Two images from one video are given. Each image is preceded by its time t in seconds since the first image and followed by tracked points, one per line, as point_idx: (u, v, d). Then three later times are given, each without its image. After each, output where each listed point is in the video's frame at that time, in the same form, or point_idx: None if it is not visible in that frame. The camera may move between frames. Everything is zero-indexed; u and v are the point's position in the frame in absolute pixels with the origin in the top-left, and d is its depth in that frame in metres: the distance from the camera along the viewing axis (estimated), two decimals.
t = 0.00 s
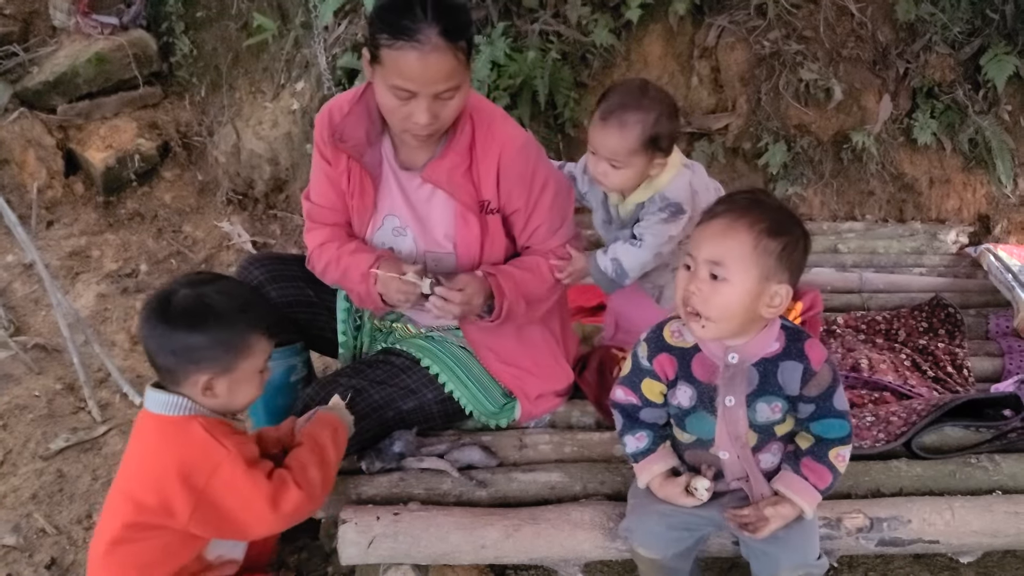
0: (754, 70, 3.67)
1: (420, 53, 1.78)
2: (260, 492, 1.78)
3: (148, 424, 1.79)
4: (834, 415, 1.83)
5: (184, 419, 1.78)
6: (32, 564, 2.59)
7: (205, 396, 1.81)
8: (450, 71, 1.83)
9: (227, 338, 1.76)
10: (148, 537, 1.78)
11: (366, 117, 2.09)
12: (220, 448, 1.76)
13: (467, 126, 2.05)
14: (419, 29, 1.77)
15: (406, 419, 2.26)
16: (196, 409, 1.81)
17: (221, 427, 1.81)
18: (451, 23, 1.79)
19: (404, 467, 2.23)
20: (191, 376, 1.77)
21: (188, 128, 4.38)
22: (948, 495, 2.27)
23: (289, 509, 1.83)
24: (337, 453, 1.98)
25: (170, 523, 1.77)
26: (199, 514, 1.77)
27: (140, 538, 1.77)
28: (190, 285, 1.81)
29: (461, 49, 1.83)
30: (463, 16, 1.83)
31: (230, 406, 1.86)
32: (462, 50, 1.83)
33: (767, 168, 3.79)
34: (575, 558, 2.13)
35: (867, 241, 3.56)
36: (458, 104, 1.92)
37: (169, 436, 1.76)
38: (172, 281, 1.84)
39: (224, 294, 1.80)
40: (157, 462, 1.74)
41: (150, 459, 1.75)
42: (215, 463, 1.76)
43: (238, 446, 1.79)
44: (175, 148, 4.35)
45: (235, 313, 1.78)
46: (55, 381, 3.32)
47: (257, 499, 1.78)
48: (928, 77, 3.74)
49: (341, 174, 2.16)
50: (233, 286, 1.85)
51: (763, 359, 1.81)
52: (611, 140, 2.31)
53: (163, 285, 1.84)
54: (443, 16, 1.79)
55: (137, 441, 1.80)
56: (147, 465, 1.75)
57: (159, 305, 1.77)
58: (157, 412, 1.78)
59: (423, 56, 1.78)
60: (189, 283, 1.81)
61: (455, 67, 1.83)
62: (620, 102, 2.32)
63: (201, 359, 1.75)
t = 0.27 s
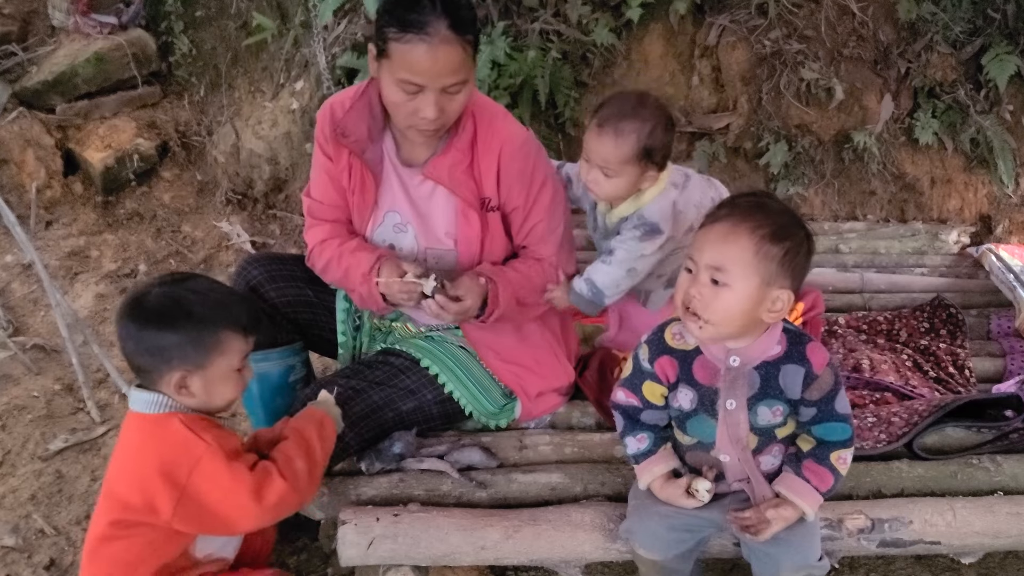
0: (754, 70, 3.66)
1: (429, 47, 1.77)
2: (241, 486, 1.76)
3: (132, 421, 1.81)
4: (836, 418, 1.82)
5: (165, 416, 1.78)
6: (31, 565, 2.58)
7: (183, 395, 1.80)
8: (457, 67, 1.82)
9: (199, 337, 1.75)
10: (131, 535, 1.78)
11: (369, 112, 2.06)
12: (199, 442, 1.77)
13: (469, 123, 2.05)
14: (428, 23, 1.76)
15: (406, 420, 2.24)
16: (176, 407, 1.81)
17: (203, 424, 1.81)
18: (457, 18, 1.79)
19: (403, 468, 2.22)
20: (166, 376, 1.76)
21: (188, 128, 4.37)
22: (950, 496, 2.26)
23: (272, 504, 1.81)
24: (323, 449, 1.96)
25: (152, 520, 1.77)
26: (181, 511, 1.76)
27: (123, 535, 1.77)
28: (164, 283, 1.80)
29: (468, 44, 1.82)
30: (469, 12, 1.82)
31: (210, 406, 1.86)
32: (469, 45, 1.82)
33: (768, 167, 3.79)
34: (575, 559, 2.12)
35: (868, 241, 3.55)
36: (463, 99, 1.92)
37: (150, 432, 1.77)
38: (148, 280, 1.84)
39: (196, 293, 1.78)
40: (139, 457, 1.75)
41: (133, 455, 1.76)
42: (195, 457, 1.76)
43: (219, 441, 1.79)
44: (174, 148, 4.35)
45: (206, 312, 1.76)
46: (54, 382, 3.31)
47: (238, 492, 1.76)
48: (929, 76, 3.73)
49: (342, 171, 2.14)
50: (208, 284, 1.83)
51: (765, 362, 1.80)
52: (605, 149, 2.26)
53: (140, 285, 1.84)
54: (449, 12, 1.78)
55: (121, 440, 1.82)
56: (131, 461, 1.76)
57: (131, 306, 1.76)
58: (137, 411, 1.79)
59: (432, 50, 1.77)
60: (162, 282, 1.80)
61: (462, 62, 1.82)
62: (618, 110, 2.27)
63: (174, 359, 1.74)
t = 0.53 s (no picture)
0: (754, 70, 3.66)
1: (448, 49, 1.77)
2: (236, 494, 1.76)
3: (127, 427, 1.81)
4: (835, 420, 1.82)
5: (159, 421, 1.78)
6: (31, 565, 2.58)
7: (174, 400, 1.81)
8: (472, 71, 1.82)
9: (185, 342, 1.76)
10: (127, 540, 1.79)
11: (377, 109, 2.08)
12: (193, 450, 1.76)
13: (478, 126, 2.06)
14: (450, 25, 1.76)
15: (406, 421, 2.24)
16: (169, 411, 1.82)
17: (198, 430, 1.81)
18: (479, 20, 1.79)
19: (403, 468, 2.22)
20: (155, 381, 1.78)
21: (188, 128, 4.37)
22: (950, 496, 2.26)
23: (268, 512, 1.81)
24: (320, 457, 1.96)
25: (147, 526, 1.77)
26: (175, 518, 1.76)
27: (119, 540, 1.79)
28: (152, 288, 1.82)
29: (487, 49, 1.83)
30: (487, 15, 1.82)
31: (205, 410, 1.86)
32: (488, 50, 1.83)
33: (768, 167, 3.79)
34: (575, 559, 2.12)
35: (869, 241, 3.56)
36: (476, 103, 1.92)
37: (145, 439, 1.77)
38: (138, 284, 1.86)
39: (182, 297, 1.80)
40: (134, 464, 1.76)
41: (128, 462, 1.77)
42: (189, 465, 1.76)
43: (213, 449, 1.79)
44: (174, 148, 4.36)
45: (192, 317, 1.77)
46: (54, 382, 3.31)
47: (232, 501, 1.76)
48: (929, 76, 3.73)
49: (349, 165, 2.15)
50: (197, 287, 1.84)
51: (764, 365, 1.80)
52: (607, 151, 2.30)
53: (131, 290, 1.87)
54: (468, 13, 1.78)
55: (117, 445, 1.83)
56: (126, 467, 1.77)
57: (121, 311, 1.79)
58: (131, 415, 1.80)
59: (449, 53, 1.77)
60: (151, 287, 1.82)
61: (478, 67, 1.82)
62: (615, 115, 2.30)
63: (161, 364, 1.76)
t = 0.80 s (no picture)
0: (755, 70, 3.66)
1: (485, 45, 1.78)
2: (234, 501, 1.76)
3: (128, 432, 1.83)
4: (835, 420, 1.81)
5: (159, 427, 1.80)
6: (31, 565, 2.58)
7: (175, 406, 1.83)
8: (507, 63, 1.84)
9: (186, 349, 1.77)
10: (129, 545, 1.80)
11: (395, 104, 2.06)
12: (193, 455, 1.77)
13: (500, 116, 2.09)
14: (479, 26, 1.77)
15: (406, 420, 2.24)
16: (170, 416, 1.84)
17: (199, 435, 1.82)
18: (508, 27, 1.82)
19: (403, 468, 2.22)
20: (156, 387, 1.79)
21: (188, 128, 4.37)
22: (950, 496, 2.26)
23: (266, 521, 1.80)
24: (320, 465, 1.94)
25: (148, 531, 1.78)
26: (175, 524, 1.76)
27: (120, 545, 1.79)
28: (150, 294, 1.82)
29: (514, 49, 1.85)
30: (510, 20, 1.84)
31: (205, 415, 1.87)
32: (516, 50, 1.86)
33: (768, 167, 3.79)
34: (576, 559, 2.12)
35: (869, 241, 3.56)
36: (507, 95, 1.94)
37: (146, 443, 1.79)
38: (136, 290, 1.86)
39: (182, 304, 1.80)
40: (135, 468, 1.77)
41: (129, 466, 1.78)
42: (189, 470, 1.76)
43: (214, 454, 1.79)
44: (174, 148, 4.35)
45: (192, 324, 1.78)
46: (54, 382, 3.31)
47: (231, 507, 1.76)
48: (929, 76, 3.73)
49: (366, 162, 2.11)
50: (194, 293, 1.85)
51: (763, 364, 1.80)
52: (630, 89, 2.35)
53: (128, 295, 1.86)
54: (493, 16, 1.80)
55: (119, 449, 1.84)
56: (127, 471, 1.78)
57: (119, 318, 1.79)
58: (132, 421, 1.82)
59: (489, 50, 1.79)
60: (149, 293, 1.82)
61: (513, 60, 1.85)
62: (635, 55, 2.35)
63: (163, 371, 1.77)
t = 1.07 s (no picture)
0: (754, 71, 3.67)
1: (508, 33, 1.82)
2: (233, 500, 1.77)
3: (130, 431, 1.85)
4: (835, 417, 1.84)
5: (161, 426, 1.82)
6: (34, 564, 2.60)
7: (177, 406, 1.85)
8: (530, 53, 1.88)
9: (188, 351, 1.79)
10: (126, 543, 1.80)
11: (413, 101, 2.08)
12: (194, 453, 1.79)
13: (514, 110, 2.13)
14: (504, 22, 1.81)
15: (407, 419, 2.26)
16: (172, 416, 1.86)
17: (200, 434, 1.84)
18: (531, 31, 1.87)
19: (404, 467, 2.24)
20: (158, 387, 1.81)
21: (189, 129, 4.38)
22: (948, 495, 2.28)
23: (263, 522, 1.82)
24: (317, 469, 1.96)
25: (147, 529, 1.79)
26: (174, 521, 1.78)
27: (117, 543, 1.80)
28: (152, 295, 1.84)
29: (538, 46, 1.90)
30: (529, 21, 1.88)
31: (207, 414, 1.90)
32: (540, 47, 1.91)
33: (767, 168, 3.81)
34: (575, 558, 2.14)
35: (867, 241, 3.61)
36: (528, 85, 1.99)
37: (148, 442, 1.81)
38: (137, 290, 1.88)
39: (183, 306, 1.82)
40: (137, 466, 1.79)
41: (131, 464, 1.80)
42: (190, 468, 1.78)
43: (215, 453, 1.81)
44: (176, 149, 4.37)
45: (193, 326, 1.80)
46: (57, 381, 3.33)
47: (230, 506, 1.78)
48: (928, 77, 3.75)
49: (386, 159, 2.13)
50: (195, 295, 1.87)
51: (767, 359, 1.82)
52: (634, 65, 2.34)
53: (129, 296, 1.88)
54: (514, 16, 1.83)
55: (120, 448, 1.86)
56: (128, 469, 1.80)
57: (121, 319, 1.80)
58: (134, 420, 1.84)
59: (515, 38, 1.83)
60: (150, 295, 1.84)
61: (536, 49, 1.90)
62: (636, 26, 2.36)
63: (165, 372, 1.79)
